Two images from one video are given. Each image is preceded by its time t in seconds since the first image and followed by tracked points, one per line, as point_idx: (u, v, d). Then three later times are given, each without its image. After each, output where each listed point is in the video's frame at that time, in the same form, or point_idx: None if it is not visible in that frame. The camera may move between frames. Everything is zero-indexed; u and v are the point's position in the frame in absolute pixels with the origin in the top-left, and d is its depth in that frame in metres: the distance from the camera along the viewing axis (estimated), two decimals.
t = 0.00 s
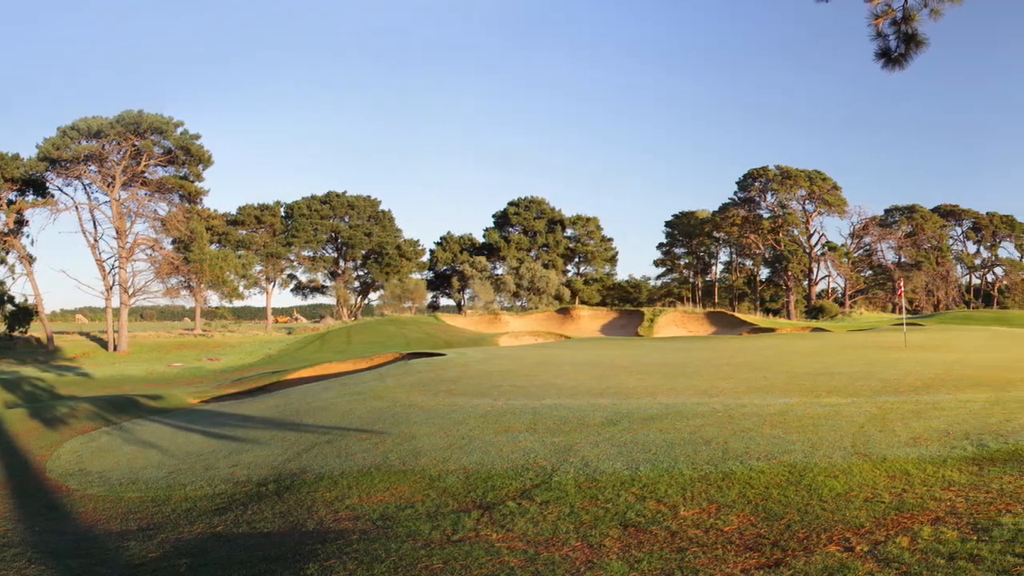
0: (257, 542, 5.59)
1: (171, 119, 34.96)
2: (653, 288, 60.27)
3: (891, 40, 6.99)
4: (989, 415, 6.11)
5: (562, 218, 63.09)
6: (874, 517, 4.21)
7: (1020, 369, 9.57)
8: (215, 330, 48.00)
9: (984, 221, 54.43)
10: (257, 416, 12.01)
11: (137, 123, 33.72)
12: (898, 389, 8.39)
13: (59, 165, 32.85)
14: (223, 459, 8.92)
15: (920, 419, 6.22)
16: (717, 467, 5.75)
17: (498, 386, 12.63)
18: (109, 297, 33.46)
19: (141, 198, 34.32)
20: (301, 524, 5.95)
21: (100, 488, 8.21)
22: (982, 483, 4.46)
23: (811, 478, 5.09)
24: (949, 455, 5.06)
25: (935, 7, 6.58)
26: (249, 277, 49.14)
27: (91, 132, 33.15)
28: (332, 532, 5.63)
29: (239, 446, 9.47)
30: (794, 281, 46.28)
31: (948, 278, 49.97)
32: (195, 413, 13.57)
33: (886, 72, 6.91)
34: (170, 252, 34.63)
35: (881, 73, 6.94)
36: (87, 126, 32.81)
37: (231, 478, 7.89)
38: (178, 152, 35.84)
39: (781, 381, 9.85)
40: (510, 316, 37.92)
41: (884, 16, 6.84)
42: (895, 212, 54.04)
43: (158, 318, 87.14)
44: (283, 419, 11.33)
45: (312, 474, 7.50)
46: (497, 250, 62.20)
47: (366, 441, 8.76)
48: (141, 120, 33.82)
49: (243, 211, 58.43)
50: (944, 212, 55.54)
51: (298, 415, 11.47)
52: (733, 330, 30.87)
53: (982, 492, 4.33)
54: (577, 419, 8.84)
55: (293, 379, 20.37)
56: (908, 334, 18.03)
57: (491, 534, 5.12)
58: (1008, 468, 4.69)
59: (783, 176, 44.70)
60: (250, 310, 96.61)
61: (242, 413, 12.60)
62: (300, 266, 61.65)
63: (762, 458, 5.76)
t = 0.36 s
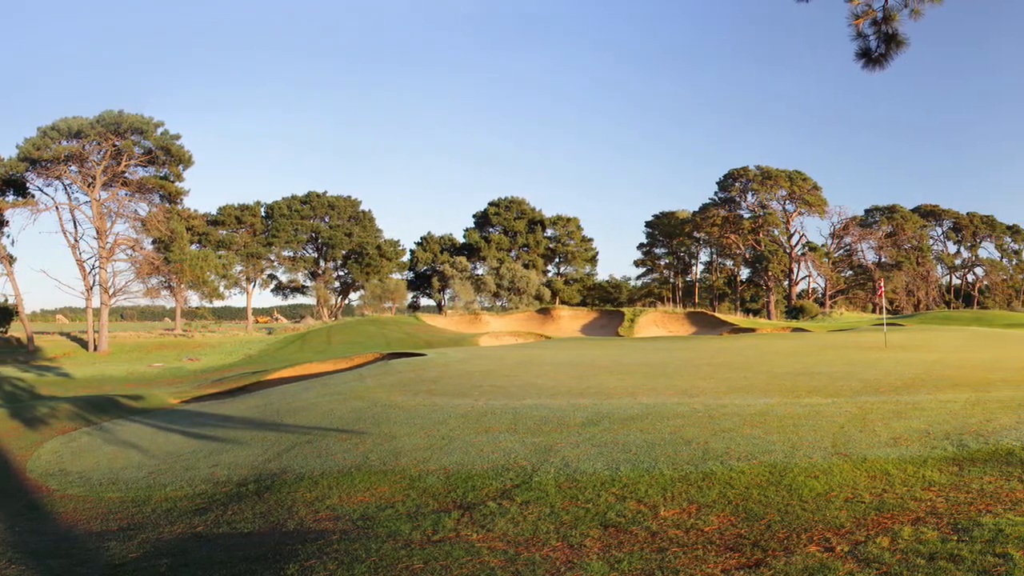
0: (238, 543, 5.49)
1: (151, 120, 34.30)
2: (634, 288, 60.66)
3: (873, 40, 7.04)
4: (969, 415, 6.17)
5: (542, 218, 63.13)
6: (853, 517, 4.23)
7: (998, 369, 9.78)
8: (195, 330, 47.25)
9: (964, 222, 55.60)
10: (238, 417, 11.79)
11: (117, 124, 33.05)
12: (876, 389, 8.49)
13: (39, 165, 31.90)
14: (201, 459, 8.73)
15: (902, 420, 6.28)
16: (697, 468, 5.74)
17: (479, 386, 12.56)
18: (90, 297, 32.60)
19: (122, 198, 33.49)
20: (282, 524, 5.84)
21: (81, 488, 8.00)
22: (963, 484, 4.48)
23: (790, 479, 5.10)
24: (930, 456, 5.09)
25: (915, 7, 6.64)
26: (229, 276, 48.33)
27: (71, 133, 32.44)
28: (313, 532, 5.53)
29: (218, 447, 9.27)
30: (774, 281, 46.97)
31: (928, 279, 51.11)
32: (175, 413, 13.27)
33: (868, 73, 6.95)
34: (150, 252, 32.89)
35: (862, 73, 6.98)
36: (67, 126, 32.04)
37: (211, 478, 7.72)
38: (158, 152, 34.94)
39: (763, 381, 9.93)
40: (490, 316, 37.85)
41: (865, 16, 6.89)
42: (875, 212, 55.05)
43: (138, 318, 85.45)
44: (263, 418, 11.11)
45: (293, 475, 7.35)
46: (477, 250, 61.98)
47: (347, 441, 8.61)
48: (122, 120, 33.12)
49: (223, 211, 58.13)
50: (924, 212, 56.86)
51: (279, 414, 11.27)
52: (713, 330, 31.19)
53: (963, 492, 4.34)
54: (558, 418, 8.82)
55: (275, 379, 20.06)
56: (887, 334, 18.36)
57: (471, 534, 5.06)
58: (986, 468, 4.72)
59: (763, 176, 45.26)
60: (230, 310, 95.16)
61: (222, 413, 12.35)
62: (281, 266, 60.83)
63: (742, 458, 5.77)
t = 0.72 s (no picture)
0: (219, 542, 5.40)
1: (132, 119, 33.55)
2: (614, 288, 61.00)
3: (853, 40, 7.10)
4: (949, 416, 6.24)
5: (523, 218, 63.08)
6: (832, 517, 4.24)
7: (976, 369, 9.97)
8: (175, 330, 46.50)
9: (945, 222, 56.69)
10: (218, 416, 11.56)
11: (97, 123, 32.29)
12: (856, 389, 8.59)
13: (19, 165, 30.93)
14: (180, 459, 8.54)
15: (882, 420, 6.33)
16: (677, 468, 5.74)
17: (460, 386, 12.47)
18: (69, 298, 31.74)
19: (102, 197, 32.66)
20: (262, 524, 5.72)
21: (61, 488, 7.80)
22: (942, 484, 4.50)
23: (771, 480, 5.10)
24: (910, 456, 5.13)
25: (894, 8, 6.76)
26: (209, 277, 47.39)
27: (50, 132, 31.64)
28: (293, 532, 5.42)
29: (198, 447, 9.08)
30: (754, 281, 47.61)
31: (909, 279, 52.14)
32: (156, 413, 12.95)
33: (849, 72, 7.00)
34: (131, 252, 32.70)
35: (843, 73, 7.03)
36: (47, 126, 31.26)
37: (190, 478, 7.54)
38: (138, 152, 34.09)
39: (742, 381, 10.01)
40: (471, 316, 37.70)
41: (846, 16, 6.96)
42: (857, 212, 55.93)
43: (119, 318, 83.87)
44: (244, 418, 10.90)
45: (274, 474, 7.19)
46: (457, 250, 61.72)
47: (327, 441, 8.45)
48: (102, 120, 32.36)
49: (202, 211, 56.80)
50: (904, 212, 58.04)
51: (259, 414, 11.06)
52: (692, 330, 31.52)
53: (942, 493, 4.36)
54: (539, 418, 8.77)
55: (256, 379, 19.72)
56: (868, 334, 18.65)
57: (451, 534, 4.98)
58: (964, 468, 4.76)
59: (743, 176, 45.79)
60: (211, 309, 93.70)
61: (203, 413, 12.08)
62: (261, 267, 60.00)
63: (722, 459, 5.77)
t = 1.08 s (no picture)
0: (199, 543, 5.28)
1: (112, 120, 32.94)
2: (595, 288, 61.29)
3: (833, 41, 7.13)
4: (929, 416, 6.30)
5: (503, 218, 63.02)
6: (811, 517, 4.25)
7: (954, 369, 10.15)
8: (155, 330, 45.66)
9: (926, 222, 57.86)
10: (198, 416, 11.35)
11: (78, 124, 31.68)
12: (838, 389, 8.68)
13: None
14: (159, 459, 8.37)
15: (863, 420, 6.37)
16: (658, 469, 5.72)
17: (440, 386, 12.38)
18: (49, 297, 30.83)
19: (82, 198, 31.74)
20: (242, 524, 5.61)
21: (42, 488, 7.63)
22: (924, 483, 4.52)
23: (751, 481, 5.10)
24: (891, 456, 5.16)
25: (875, 9, 6.80)
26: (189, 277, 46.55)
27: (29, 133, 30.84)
28: (273, 532, 5.32)
29: (180, 447, 8.92)
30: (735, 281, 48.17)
31: (890, 279, 53.12)
32: (135, 413, 12.66)
33: (829, 73, 7.04)
34: (111, 252, 31.51)
35: (823, 73, 7.06)
36: (26, 127, 30.50)
37: (169, 478, 7.38)
38: (119, 152, 33.50)
39: (724, 381, 10.07)
40: (451, 316, 37.54)
41: (826, 16, 7.00)
42: (838, 212, 56.86)
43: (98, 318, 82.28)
44: (224, 418, 10.70)
45: (255, 474, 7.05)
46: (437, 250, 61.42)
47: (307, 441, 8.31)
48: (83, 121, 31.71)
49: (182, 211, 56.40)
50: (885, 212, 59.20)
51: (240, 414, 10.88)
52: (673, 330, 31.80)
53: (923, 493, 4.37)
54: (521, 417, 8.72)
55: (237, 379, 19.39)
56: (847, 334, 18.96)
57: (432, 534, 4.91)
58: (943, 467, 4.80)
59: (723, 176, 46.28)
60: (191, 310, 92.15)
61: (183, 413, 11.85)
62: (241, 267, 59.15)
63: (703, 459, 5.78)
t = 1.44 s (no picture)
0: (180, 543, 5.14)
1: (93, 119, 31.94)
2: (575, 288, 61.59)
3: (815, 40, 7.15)
4: (909, 416, 6.39)
5: (483, 218, 62.98)
6: (791, 517, 4.26)
7: (932, 369, 10.35)
8: (135, 330, 44.83)
9: (906, 222, 59.03)
10: (180, 416, 11.10)
11: (58, 123, 30.67)
12: (819, 389, 8.79)
13: None
14: (141, 459, 8.15)
15: (842, 421, 6.44)
16: (637, 469, 5.72)
17: (421, 386, 12.28)
18: (29, 298, 29.99)
19: (63, 198, 30.99)
20: (223, 524, 5.47)
21: (21, 488, 7.41)
22: (904, 484, 4.54)
23: (730, 480, 5.12)
24: (871, 456, 5.20)
25: (855, 8, 6.82)
26: (170, 277, 45.71)
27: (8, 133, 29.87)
28: (253, 532, 5.20)
29: (162, 447, 8.70)
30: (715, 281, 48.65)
31: (870, 279, 54.03)
32: (116, 413, 12.34)
33: (809, 73, 7.07)
34: (92, 252, 31.34)
35: (803, 73, 7.10)
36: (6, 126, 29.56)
37: (150, 478, 7.19)
38: (99, 152, 32.41)
39: (705, 381, 10.16)
40: (432, 316, 37.34)
41: (807, 16, 7.02)
42: (818, 212, 57.81)
43: (78, 318, 80.65)
44: (206, 418, 10.48)
45: (236, 474, 6.90)
46: (418, 251, 61.09)
47: (288, 441, 8.15)
48: (63, 121, 30.75)
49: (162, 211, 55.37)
50: (866, 212, 60.38)
51: (221, 414, 10.66)
52: (653, 330, 32.09)
53: (904, 493, 4.38)
54: (503, 417, 8.67)
55: (220, 379, 19.05)
56: (827, 334, 19.24)
57: (412, 534, 4.82)
58: (923, 467, 4.84)
59: (704, 176, 46.74)
60: (171, 310, 90.63)
61: (164, 413, 11.59)
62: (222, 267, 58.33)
63: (683, 459, 5.78)
